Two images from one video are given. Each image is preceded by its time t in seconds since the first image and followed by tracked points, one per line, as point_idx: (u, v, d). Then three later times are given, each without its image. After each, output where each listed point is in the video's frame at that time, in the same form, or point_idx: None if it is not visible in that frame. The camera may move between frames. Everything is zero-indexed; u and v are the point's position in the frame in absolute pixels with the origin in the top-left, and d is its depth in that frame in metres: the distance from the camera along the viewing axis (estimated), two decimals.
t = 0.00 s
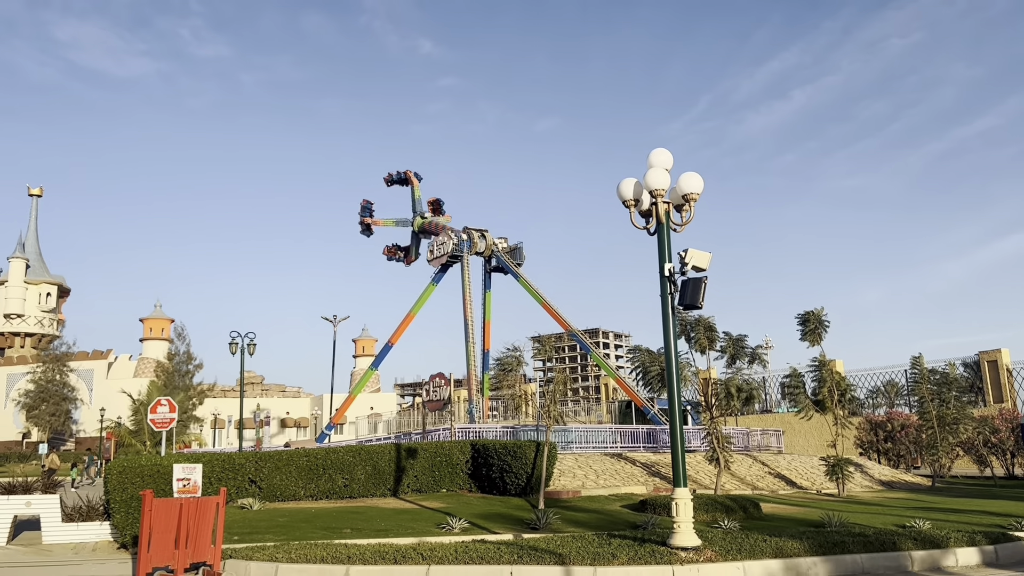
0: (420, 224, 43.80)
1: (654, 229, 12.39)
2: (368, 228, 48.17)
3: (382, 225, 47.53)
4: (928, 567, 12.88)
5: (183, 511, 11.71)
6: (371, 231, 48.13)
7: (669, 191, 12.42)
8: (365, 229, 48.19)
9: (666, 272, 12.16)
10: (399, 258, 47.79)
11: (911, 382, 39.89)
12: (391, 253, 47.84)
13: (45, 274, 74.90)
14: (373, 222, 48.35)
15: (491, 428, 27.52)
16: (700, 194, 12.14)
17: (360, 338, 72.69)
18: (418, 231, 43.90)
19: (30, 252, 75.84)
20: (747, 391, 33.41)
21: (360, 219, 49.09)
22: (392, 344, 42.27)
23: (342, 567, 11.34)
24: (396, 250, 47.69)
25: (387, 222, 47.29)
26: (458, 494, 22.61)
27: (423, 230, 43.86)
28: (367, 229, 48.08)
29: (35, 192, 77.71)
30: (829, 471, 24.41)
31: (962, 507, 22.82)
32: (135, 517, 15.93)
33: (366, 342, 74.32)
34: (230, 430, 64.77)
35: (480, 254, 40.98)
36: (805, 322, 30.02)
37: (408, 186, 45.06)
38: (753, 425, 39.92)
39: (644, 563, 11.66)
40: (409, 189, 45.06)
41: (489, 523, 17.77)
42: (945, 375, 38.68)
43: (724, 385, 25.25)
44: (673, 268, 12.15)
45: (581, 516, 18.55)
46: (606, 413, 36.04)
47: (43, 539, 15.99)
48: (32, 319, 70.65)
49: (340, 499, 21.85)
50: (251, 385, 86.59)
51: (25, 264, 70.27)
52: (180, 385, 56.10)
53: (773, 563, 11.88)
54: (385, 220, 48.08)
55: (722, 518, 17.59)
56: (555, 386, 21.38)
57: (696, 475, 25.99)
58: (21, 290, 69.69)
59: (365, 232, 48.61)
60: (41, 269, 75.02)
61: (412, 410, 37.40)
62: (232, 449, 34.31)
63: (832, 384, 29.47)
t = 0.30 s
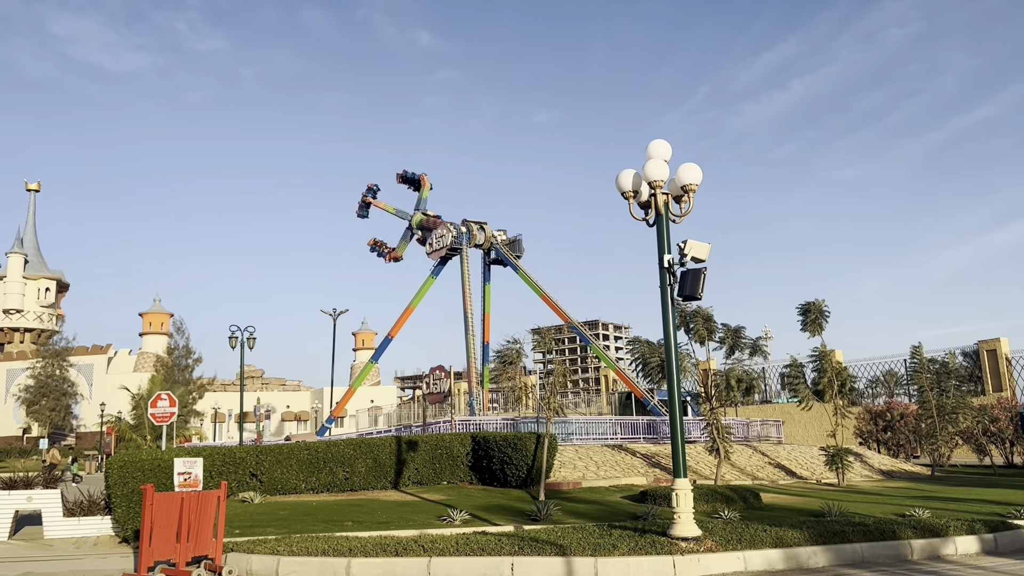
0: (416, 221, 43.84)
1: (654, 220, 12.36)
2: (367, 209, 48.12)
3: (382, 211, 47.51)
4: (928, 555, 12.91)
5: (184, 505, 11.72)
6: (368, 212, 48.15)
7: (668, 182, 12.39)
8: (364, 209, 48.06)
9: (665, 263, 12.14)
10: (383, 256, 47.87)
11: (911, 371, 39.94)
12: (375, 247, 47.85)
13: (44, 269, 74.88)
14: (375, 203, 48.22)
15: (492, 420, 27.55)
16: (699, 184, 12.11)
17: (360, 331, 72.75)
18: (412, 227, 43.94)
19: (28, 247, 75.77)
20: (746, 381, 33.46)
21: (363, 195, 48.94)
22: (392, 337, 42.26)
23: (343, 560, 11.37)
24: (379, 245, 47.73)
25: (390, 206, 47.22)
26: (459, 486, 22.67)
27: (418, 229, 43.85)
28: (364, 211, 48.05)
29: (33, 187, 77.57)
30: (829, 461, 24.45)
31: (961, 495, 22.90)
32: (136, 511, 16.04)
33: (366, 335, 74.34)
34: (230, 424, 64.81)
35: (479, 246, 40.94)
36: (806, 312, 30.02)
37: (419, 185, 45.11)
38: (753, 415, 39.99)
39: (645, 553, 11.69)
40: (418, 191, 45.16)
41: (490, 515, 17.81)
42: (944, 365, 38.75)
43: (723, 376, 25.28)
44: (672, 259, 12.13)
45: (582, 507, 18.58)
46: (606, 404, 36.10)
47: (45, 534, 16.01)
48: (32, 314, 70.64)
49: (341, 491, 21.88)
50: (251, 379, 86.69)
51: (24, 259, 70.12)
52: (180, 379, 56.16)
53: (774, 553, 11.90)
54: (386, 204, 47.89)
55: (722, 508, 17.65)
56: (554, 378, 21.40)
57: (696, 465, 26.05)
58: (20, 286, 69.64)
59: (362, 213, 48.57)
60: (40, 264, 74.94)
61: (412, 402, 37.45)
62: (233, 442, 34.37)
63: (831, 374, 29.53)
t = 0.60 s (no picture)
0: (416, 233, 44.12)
1: (652, 212, 12.39)
2: (368, 210, 47.91)
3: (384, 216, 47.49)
4: (926, 545, 12.96)
5: (184, 500, 11.75)
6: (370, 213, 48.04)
7: (666, 175, 12.38)
8: (365, 208, 47.77)
9: (663, 255, 12.14)
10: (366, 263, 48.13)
11: (910, 362, 40.04)
12: (360, 250, 47.85)
13: (42, 265, 74.84)
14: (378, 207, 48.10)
15: (491, 413, 27.60)
16: (697, 176, 12.10)
17: (359, 325, 72.81)
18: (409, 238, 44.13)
19: (27, 242, 75.68)
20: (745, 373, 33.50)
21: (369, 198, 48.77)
22: (391, 331, 42.26)
23: (344, 554, 11.39)
24: (365, 250, 47.75)
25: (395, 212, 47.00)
26: (459, 479, 22.72)
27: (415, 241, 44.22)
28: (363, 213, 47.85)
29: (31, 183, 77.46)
30: (828, 451, 24.52)
31: (960, 485, 23.00)
32: (137, 506, 16.01)
33: (366, 329, 74.36)
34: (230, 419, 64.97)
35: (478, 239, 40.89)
36: (806, 304, 30.05)
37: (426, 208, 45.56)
38: (752, 407, 40.09)
39: (644, 545, 11.72)
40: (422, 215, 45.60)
41: (490, 507, 17.85)
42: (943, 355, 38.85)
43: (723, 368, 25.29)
44: (671, 251, 12.13)
45: (581, 500, 18.63)
46: (606, 397, 36.14)
47: (46, 529, 16.03)
48: (30, 310, 70.58)
49: (341, 485, 21.95)
50: (251, 373, 86.75)
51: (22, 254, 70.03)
52: (179, 374, 56.20)
53: (773, 543, 11.94)
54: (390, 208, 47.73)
55: (722, 500, 17.70)
56: (553, 371, 21.42)
57: (695, 457, 26.14)
58: (18, 281, 69.58)
59: (362, 210, 48.28)
60: (39, 260, 74.87)
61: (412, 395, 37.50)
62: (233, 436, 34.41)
63: (831, 366, 29.58)
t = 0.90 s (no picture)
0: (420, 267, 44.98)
1: (651, 207, 12.36)
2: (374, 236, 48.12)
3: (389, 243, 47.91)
4: (926, 537, 13.01)
5: (185, 496, 11.77)
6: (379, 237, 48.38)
7: (665, 169, 12.35)
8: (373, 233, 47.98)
9: (662, 249, 12.13)
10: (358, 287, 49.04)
11: (909, 355, 40.11)
12: (355, 270, 48.25)
13: (42, 261, 74.80)
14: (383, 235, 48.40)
15: (491, 407, 27.63)
16: (696, 170, 12.08)
17: (359, 320, 72.89)
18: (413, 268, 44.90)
19: (25, 239, 75.60)
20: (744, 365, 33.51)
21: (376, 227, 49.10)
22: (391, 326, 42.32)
23: (345, 549, 11.41)
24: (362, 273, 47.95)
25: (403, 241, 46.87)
26: (459, 474, 22.77)
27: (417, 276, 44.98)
28: (369, 239, 48.01)
29: (29, 179, 77.34)
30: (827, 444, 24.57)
31: (959, 477, 23.06)
32: (137, 502, 16.04)
33: (365, 324, 74.41)
34: (230, 415, 65.17)
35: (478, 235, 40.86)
36: (806, 296, 30.05)
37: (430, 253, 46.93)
38: (752, 399, 40.17)
39: (645, 538, 11.74)
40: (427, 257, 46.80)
41: (490, 502, 17.85)
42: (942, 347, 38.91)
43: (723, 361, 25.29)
44: (670, 245, 12.12)
45: (581, 493, 18.68)
46: (605, 390, 36.17)
47: (47, 525, 16.05)
48: (30, 306, 70.54)
49: (342, 480, 21.98)
50: (251, 369, 86.82)
51: (21, 251, 69.98)
52: (179, 370, 56.26)
53: (772, 536, 11.97)
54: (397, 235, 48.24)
55: (721, 493, 17.73)
56: (552, 365, 21.41)
57: (695, 450, 26.20)
58: (17, 278, 69.57)
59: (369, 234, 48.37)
60: (38, 256, 74.83)
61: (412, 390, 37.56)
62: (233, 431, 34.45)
63: (831, 358, 29.61)
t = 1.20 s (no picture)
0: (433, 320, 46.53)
1: (651, 202, 12.38)
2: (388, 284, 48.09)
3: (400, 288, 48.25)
4: (925, 530, 13.05)
5: (187, 492, 11.78)
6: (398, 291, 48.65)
7: (664, 164, 12.38)
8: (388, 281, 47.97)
9: (662, 245, 12.16)
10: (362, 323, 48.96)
11: (909, 348, 40.18)
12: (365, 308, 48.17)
13: (42, 259, 74.83)
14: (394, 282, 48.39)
15: (491, 403, 27.67)
16: (695, 165, 12.09)
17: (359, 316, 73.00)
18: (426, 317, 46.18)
19: (25, 237, 75.59)
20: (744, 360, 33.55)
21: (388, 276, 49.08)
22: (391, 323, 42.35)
23: (347, 545, 11.46)
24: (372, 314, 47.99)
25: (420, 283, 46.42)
26: (460, 469, 22.84)
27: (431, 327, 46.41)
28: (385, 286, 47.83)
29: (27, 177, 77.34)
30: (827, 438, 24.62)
31: (959, 471, 23.12)
32: (140, 499, 16.08)
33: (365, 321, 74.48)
34: (231, 413, 65.38)
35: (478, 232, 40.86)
36: (806, 291, 30.09)
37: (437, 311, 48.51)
38: (751, 394, 40.27)
39: (645, 533, 11.78)
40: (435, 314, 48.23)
41: (492, 497, 17.88)
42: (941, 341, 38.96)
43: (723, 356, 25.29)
44: (669, 240, 12.14)
45: (581, 488, 18.75)
46: (605, 385, 36.20)
47: (50, 522, 16.10)
48: (30, 303, 70.54)
49: (343, 476, 22.05)
50: (252, 365, 86.93)
51: (21, 248, 70.00)
52: (180, 367, 56.34)
53: (773, 530, 12.02)
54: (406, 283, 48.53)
55: (721, 487, 17.78)
56: (553, 361, 21.42)
57: (695, 445, 26.26)
58: (17, 275, 69.65)
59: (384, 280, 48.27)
60: (37, 254, 74.87)
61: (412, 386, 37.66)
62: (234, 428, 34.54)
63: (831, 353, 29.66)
